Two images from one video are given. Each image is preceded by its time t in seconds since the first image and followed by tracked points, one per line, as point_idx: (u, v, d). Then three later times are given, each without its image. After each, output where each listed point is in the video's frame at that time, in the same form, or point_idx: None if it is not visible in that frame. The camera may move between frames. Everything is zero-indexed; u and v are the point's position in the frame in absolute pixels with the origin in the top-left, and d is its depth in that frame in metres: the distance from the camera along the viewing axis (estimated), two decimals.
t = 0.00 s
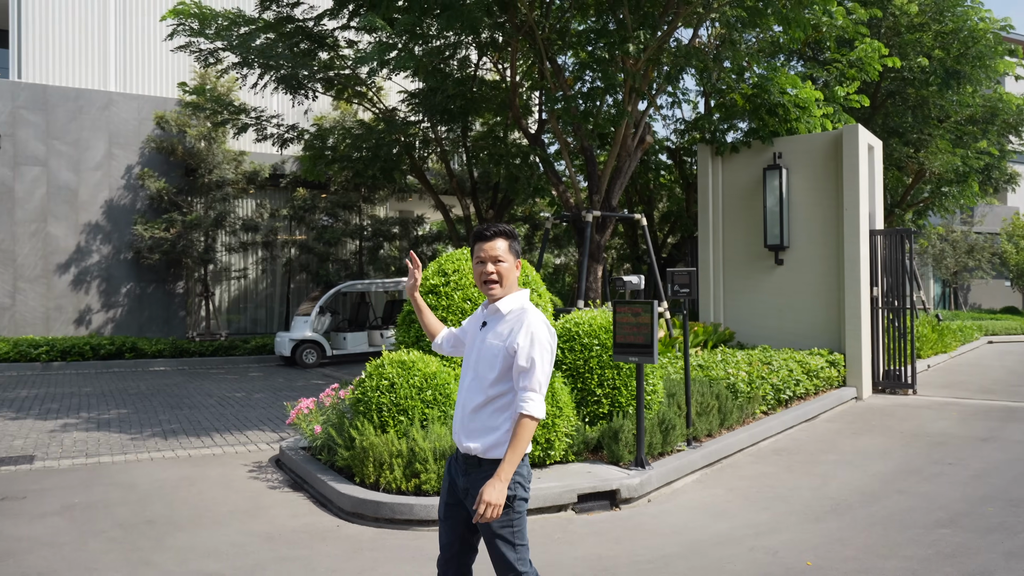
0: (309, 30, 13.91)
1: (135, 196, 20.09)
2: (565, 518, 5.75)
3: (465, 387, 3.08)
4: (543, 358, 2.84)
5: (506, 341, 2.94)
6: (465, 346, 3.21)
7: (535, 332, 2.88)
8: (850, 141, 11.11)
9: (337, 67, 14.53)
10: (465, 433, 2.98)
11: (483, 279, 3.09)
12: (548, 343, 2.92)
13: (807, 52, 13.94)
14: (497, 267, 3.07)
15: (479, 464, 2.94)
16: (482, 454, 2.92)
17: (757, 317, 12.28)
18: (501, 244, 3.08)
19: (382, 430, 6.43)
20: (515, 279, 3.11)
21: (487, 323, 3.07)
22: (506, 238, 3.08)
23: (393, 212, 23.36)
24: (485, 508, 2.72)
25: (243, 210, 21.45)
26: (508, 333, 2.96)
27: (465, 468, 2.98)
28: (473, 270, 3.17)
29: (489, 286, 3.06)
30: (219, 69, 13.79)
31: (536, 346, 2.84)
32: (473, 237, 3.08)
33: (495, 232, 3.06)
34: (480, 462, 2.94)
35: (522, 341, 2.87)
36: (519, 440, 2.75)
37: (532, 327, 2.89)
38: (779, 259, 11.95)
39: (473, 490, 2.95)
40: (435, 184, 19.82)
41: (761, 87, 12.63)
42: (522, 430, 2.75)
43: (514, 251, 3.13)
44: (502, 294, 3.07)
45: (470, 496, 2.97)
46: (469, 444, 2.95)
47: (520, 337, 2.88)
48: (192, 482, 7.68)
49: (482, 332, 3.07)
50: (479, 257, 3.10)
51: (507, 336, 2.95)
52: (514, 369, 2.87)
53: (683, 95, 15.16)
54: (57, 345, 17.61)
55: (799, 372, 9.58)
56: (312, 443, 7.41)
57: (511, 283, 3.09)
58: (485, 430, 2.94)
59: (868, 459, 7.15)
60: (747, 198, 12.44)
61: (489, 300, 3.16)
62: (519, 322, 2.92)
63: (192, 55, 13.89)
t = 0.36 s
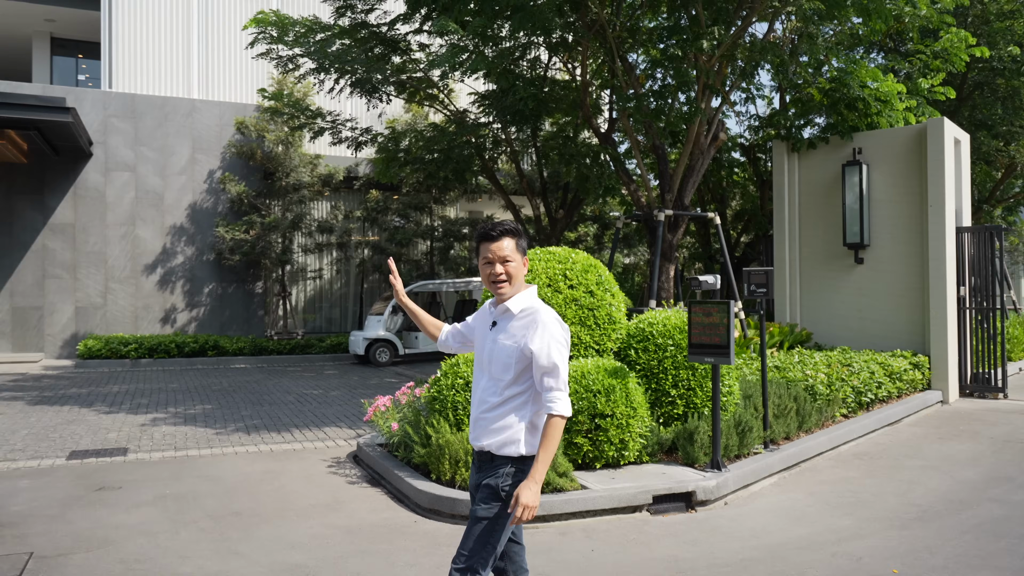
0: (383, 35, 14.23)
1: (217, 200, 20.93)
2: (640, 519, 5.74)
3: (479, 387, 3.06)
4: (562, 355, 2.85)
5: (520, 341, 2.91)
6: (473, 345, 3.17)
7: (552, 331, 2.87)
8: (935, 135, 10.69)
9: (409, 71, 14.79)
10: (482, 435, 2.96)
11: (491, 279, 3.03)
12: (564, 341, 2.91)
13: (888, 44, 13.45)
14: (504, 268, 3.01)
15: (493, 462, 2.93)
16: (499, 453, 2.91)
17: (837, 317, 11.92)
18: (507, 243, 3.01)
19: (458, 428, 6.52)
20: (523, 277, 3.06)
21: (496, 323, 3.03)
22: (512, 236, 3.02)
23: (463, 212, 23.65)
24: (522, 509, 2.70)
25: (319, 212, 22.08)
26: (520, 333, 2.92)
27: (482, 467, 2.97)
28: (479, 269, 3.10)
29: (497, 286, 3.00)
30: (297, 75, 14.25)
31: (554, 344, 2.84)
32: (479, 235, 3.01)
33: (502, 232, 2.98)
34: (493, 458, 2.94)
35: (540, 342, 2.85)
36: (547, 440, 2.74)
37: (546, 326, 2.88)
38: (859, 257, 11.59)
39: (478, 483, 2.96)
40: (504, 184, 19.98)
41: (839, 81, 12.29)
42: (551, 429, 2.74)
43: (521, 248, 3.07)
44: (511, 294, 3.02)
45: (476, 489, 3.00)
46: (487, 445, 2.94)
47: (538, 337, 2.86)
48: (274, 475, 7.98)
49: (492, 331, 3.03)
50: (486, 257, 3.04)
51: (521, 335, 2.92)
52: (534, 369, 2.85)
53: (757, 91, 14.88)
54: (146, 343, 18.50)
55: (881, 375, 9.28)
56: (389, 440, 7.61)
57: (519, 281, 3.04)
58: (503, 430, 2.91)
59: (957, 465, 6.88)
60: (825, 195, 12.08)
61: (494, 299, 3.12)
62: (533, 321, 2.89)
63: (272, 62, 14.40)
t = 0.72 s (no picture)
0: (451, 38, 14.41)
1: (290, 203, 21.57)
2: (713, 522, 5.67)
3: (478, 398, 2.93)
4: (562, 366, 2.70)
5: (519, 350, 2.77)
6: (475, 353, 3.04)
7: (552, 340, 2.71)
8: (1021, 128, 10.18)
9: (476, 73, 14.95)
10: (480, 447, 2.83)
11: (497, 280, 2.91)
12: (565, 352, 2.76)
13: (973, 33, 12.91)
14: (512, 270, 2.89)
15: (487, 475, 2.80)
16: (495, 466, 2.77)
17: (917, 317, 11.52)
18: (521, 244, 2.91)
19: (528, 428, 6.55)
20: (531, 282, 2.93)
21: (496, 330, 2.90)
22: (529, 237, 2.93)
23: (530, 212, 23.76)
24: (514, 529, 2.56)
25: (388, 213, 22.51)
26: (520, 342, 2.78)
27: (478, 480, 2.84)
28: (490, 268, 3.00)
29: (501, 290, 2.88)
30: (368, 79, 14.58)
31: (552, 357, 2.69)
32: (498, 231, 2.95)
33: (519, 231, 2.92)
34: (489, 471, 2.80)
35: (539, 352, 2.71)
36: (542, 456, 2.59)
37: (546, 336, 2.74)
38: (940, 256, 11.18)
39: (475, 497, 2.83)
40: (571, 184, 19.97)
41: (920, 73, 11.87)
42: (546, 446, 2.60)
43: (537, 255, 2.97)
44: (515, 299, 2.89)
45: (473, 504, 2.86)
46: (484, 456, 2.81)
47: (537, 347, 2.72)
48: (347, 472, 8.18)
49: (492, 340, 2.91)
50: (497, 256, 2.94)
51: (520, 346, 2.78)
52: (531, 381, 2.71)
53: (832, 85, 14.49)
54: (224, 341, 19.20)
55: (965, 379, 8.93)
56: (459, 439, 7.72)
57: (524, 286, 2.91)
58: (500, 442, 2.78)
59: None
60: (904, 191, 11.70)
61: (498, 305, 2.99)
62: (533, 330, 2.76)
63: (344, 66, 14.75)
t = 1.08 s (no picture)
0: (516, 39, 14.46)
1: (358, 205, 22.01)
2: (787, 528, 5.54)
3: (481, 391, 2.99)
4: (553, 362, 2.71)
5: (518, 344, 2.81)
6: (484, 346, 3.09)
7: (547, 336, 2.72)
8: None
9: (542, 74, 14.95)
10: (479, 440, 2.90)
11: (501, 276, 2.91)
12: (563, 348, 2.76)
13: None
14: (516, 266, 2.87)
15: (485, 469, 2.85)
16: (492, 460, 2.82)
17: (1000, 318, 11.29)
18: (526, 238, 2.88)
19: (597, 429, 6.50)
20: (535, 278, 2.91)
21: (500, 324, 2.94)
22: (533, 232, 2.88)
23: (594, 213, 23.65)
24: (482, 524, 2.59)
25: (454, 215, 22.74)
26: (519, 337, 2.81)
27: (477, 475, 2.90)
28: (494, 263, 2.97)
29: (504, 285, 2.88)
30: (435, 81, 14.76)
31: (545, 353, 2.70)
32: (501, 225, 2.90)
33: (524, 225, 2.87)
34: (490, 467, 2.84)
35: (532, 347, 2.73)
36: (524, 452, 2.63)
37: (544, 331, 2.75)
38: None
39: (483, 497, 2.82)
40: (637, 183, 19.79)
41: (1006, 64, 11.39)
42: (523, 441, 2.64)
43: (541, 248, 2.93)
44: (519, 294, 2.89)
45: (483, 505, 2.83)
46: (483, 450, 2.86)
47: (531, 343, 2.74)
48: (416, 471, 8.32)
49: (495, 333, 2.95)
50: (501, 250, 2.91)
51: (520, 338, 2.81)
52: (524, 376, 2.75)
53: (910, 78, 13.96)
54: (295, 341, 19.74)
55: None
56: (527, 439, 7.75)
57: (532, 280, 2.90)
58: (497, 437, 2.83)
59: None
60: (986, 187, 11.53)
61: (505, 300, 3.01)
62: (531, 325, 2.78)
63: (412, 68, 14.97)
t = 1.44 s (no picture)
0: (581, 38, 14.39)
1: (424, 207, 22.33)
2: (863, 535, 5.39)
3: (496, 399, 2.90)
4: (582, 363, 2.69)
5: (541, 348, 2.76)
6: (491, 354, 3.01)
7: (574, 337, 2.71)
8: None
9: (606, 73, 14.87)
10: (500, 449, 2.80)
11: (511, 284, 2.85)
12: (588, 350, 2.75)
13: None
14: (524, 272, 2.82)
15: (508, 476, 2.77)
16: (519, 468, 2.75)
17: None
18: (527, 244, 2.82)
19: (664, 431, 6.45)
20: (544, 280, 2.87)
21: (515, 329, 2.87)
22: (532, 236, 2.83)
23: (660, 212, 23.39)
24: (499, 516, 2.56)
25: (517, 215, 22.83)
26: (542, 339, 2.76)
27: (500, 484, 2.81)
28: (498, 274, 2.91)
29: (516, 291, 2.82)
30: (500, 82, 14.84)
31: (574, 354, 2.68)
32: (498, 236, 2.83)
33: (521, 232, 2.80)
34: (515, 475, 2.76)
35: (560, 348, 2.70)
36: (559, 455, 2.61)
37: (569, 333, 2.73)
38: None
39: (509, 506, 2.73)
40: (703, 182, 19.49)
41: None
42: (557, 442, 2.62)
43: (541, 249, 2.88)
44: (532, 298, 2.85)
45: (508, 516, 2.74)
46: (508, 458, 2.78)
47: (558, 344, 2.71)
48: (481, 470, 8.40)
49: (510, 338, 2.88)
50: (504, 261, 2.85)
51: (542, 343, 2.76)
52: (552, 378, 2.71)
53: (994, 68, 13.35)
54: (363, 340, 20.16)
55: None
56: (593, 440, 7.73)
57: (542, 285, 2.86)
58: (522, 443, 2.76)
59: None
60: None
61: (515, 305, 2.96)
62: (555, 327, 2.74)
63: (477, 70, 15.09)
